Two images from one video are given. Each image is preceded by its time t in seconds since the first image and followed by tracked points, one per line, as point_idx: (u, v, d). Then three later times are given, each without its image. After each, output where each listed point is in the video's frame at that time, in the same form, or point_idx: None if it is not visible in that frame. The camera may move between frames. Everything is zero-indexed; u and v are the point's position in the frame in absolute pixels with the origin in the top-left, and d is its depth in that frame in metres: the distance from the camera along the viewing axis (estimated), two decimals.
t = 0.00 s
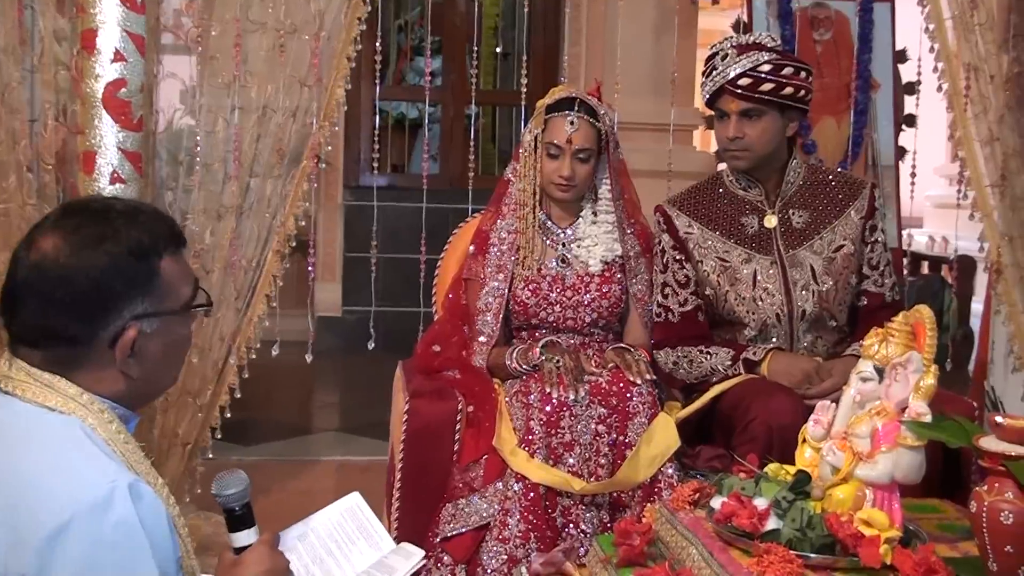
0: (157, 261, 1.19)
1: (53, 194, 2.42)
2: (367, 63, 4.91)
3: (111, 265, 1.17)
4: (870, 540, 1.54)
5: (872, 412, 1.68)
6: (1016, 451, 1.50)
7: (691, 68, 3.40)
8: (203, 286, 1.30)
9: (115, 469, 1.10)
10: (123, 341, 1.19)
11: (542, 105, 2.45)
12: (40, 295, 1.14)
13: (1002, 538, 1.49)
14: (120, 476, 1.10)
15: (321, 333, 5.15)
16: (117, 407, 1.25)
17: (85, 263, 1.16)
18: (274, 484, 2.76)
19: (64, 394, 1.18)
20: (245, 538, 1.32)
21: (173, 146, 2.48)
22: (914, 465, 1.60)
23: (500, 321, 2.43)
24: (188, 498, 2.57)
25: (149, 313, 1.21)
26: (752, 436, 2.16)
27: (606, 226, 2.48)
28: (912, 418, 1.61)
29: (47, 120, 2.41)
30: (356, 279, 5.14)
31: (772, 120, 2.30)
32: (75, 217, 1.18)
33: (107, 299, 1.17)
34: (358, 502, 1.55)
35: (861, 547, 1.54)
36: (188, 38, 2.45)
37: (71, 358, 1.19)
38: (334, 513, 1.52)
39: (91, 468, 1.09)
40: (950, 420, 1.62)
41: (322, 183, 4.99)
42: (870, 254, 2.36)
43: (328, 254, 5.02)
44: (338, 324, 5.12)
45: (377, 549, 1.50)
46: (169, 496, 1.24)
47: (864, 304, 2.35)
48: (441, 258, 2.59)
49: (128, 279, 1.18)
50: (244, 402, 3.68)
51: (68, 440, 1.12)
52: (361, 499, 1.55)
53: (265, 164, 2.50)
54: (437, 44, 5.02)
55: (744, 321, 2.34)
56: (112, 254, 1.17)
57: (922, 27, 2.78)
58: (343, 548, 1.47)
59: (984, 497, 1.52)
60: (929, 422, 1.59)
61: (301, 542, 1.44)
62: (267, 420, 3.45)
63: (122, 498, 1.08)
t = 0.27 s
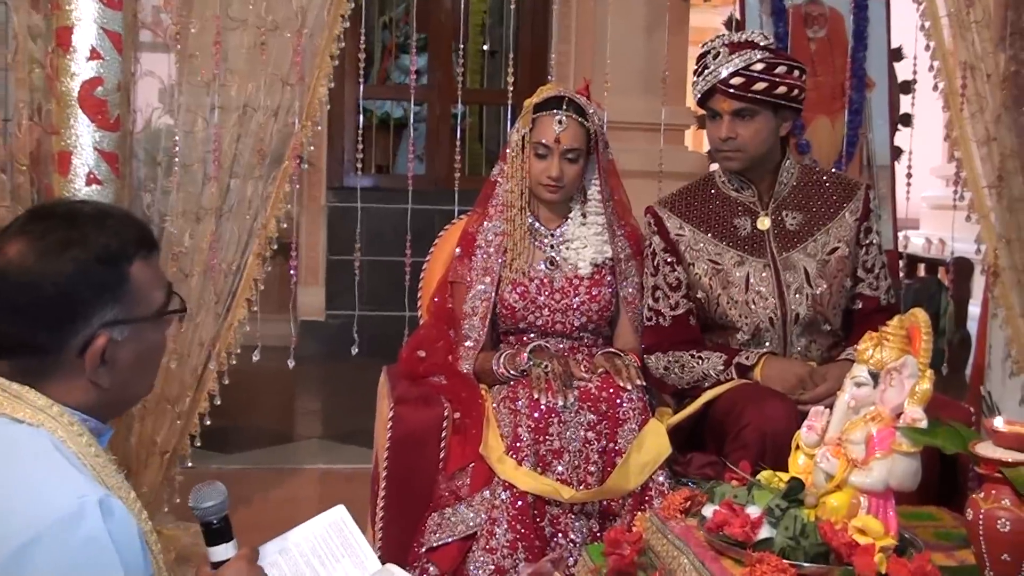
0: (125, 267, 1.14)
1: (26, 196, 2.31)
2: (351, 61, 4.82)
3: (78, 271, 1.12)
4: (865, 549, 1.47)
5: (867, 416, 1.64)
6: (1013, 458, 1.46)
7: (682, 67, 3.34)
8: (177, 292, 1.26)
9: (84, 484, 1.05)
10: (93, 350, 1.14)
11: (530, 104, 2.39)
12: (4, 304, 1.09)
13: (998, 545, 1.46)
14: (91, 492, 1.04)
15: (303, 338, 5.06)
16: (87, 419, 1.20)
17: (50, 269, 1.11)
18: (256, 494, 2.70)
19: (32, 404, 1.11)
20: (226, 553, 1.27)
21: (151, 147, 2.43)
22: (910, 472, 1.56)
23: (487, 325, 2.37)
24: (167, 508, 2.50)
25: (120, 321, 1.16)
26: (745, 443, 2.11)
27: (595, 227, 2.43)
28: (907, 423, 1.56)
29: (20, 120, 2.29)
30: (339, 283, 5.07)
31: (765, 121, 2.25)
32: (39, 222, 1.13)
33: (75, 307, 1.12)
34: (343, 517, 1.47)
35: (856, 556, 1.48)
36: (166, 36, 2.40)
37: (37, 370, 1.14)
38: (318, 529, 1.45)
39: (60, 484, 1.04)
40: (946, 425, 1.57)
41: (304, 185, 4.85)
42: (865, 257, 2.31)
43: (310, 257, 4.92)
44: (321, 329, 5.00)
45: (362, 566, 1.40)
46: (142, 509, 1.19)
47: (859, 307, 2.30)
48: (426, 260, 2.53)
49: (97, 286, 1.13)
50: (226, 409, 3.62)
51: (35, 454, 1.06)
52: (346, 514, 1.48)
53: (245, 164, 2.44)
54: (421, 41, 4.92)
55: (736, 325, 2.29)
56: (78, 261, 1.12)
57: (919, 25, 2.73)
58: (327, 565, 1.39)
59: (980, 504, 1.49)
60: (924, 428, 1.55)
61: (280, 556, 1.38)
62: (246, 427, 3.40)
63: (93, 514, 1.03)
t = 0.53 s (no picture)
0: (99, 270, 1.14)
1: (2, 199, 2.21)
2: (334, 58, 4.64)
3: (50, 275, 1.12)
4: (862, 558, 1.43)
5: (863, 422, 1.58)
6: (1012, 465, 1.45)
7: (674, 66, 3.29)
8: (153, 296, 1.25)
9: (57, 498, 1.06)
10: (64, 355, 1.14)
11: (519, 103, 2.34)
12: None
13: (996, 554, 1.45)
14: (63, 506, 1.05)
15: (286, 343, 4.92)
16: (62, 427, 1.20)
17: (21, 272, 1.10)
18: (238, 503, 2.64)
19: (6, 415, 1.11)
20: (207, 561, 1.28)
21: (130, 147, 2.37)
22: (907, 479, 1.52)
23: (475, 329, 2.32)
24: (147, 517, 2.44)
25: (93, 325, 1.15)
26: (739, 450, 2.06)
27: (586, 229, 2.37)
28: (905, 430, 1.52)
29: None
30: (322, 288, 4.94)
31: (760, 119, 2.20)
32: (10, 225, 1.12)
33: (47, 311, 1.11)
34: (330, 509, 1.44)
35: (852, 565, 1.43)
36: (146, 33, 2.34)
37: (10, 377, 1.13)
38: (305, 520, 1.41)
39: (32, 499, 1.04)
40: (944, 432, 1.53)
41: (289, 187, 4.77)
42: (862, 260, 2.26)
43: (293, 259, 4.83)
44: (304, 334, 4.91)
45: (352, 558, 1.38)
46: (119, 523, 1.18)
47: (855, 312, 2.26)
48: (412, 264, 2.48)
49: (69, 289, 1.13)
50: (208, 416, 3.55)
51: (8, 468, 1.07)
52: (333, 505, 1.44)
53: (227, 165, 2.38)
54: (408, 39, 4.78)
55: (731, 330, 2.23)
56: (50, 263, 1.12)
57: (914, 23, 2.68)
58: (315, 559, 1.36)
59: (978, 513, 1.48)
60: (922, 435, 1.50)
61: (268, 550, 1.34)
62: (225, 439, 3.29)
63: (64, 527, 1.03)
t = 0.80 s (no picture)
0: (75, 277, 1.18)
1: None
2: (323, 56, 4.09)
3: (27, 281, 1.16)
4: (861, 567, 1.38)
5: (862, 429, 1.54)
6: (1013, 471, 1.41)
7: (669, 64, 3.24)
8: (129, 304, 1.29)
9: (32, 514, 1.06)
10: (40, 363, 1.17)
11: (509, 102, 2.28)
12: None
13: (999, 563, 1.40)
14: (37, 520, 1.06)
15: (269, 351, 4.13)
16: (33, 438, 1.22)
17: None
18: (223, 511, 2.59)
19: None
20: (192, 561, 1.36)
21: (112, 147, 2.31)
22: (907, 486, 1.47)
23: (465, 334, 2.26)
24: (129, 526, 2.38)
25: (70, 332, 1.20)
26: (735, 457, 2.00)
27: (578, 232, 2.31)
28: (904, 436, 1.47)
29: None
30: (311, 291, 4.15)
31: (756, 119, 2.15)
32: None
33: (25, 319, 1.15)
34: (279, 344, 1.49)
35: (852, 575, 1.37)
36: (127, 30, 2.29)
37: None
38: (261, 366, 1.47)
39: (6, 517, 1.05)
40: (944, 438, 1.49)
41: (272, 188, 4.07)
42: (860, 262, 2.21)
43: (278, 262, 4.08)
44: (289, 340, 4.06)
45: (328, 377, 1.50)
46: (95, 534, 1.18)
47: (853, 315, 2.21)
48: (401, 267, 2.42)
49: (45, 296, 1.17)
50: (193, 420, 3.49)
51: None
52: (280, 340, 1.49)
53: (210, 166, 2.32)
54: (396, 36, 4.22)
55: (726, 334, 2.18)
56: (27, 269, 1.15)
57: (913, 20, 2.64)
58: (296, 387, 1.47)
59: (980, 520, 1.43)
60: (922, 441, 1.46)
61: (240, 421, 1.43)
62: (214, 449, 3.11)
63: (39, 542, 1.04)
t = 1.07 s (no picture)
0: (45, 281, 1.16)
1: None
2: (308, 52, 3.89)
3: None
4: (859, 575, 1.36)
5: (859, 434, 1.50)
6: (1013, 478, 1.35)
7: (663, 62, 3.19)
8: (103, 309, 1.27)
9: None
10: (11, 371, 1.15)
11: (498, 101, 2.22)
12: None
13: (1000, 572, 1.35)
14: None
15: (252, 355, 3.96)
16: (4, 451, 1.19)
17: None
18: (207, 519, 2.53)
19: None
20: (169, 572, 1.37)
21: (91, 146, 2.24)
22: (906, 494, 1.40)
23: (453, 339, 2.20)
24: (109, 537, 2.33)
25: (42, 339, 1.18)
26: (730, 464, 1.96)
27: (569, 233, 2.27)
28: (902, 442, 1.42)
29: None
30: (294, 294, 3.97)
31: (751, 118, 2.10)
32: None
33: None
34: (276, 363, 1.63)
35: None
36: (106, 27, 2.22)
37: None
38: (259, 381, 1.59)
39: None
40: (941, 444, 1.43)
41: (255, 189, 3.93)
42: (857, 264, 2.16)
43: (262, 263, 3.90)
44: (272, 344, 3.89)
45: (322, 396, 1.64)
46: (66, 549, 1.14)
47: (851, 318, 2.16)
48: (387, 270, 2.37)
49: (14, 301, 1.15)
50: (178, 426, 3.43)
51: None
52: (278, 359, 1.63)
53: (192, 166, 2.26)
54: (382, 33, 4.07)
55: (721, 338, 2.13)
56: None
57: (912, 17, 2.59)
58: (291, 406, 1.59)
59: (979, 529, 1.39)
60: (920, 448, 1.40)
61: (231, 428, 1.51)
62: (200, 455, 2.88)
63: None
